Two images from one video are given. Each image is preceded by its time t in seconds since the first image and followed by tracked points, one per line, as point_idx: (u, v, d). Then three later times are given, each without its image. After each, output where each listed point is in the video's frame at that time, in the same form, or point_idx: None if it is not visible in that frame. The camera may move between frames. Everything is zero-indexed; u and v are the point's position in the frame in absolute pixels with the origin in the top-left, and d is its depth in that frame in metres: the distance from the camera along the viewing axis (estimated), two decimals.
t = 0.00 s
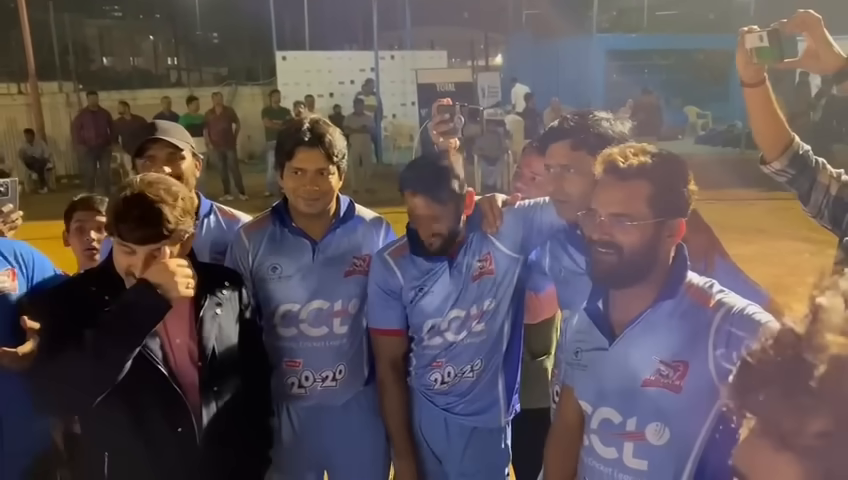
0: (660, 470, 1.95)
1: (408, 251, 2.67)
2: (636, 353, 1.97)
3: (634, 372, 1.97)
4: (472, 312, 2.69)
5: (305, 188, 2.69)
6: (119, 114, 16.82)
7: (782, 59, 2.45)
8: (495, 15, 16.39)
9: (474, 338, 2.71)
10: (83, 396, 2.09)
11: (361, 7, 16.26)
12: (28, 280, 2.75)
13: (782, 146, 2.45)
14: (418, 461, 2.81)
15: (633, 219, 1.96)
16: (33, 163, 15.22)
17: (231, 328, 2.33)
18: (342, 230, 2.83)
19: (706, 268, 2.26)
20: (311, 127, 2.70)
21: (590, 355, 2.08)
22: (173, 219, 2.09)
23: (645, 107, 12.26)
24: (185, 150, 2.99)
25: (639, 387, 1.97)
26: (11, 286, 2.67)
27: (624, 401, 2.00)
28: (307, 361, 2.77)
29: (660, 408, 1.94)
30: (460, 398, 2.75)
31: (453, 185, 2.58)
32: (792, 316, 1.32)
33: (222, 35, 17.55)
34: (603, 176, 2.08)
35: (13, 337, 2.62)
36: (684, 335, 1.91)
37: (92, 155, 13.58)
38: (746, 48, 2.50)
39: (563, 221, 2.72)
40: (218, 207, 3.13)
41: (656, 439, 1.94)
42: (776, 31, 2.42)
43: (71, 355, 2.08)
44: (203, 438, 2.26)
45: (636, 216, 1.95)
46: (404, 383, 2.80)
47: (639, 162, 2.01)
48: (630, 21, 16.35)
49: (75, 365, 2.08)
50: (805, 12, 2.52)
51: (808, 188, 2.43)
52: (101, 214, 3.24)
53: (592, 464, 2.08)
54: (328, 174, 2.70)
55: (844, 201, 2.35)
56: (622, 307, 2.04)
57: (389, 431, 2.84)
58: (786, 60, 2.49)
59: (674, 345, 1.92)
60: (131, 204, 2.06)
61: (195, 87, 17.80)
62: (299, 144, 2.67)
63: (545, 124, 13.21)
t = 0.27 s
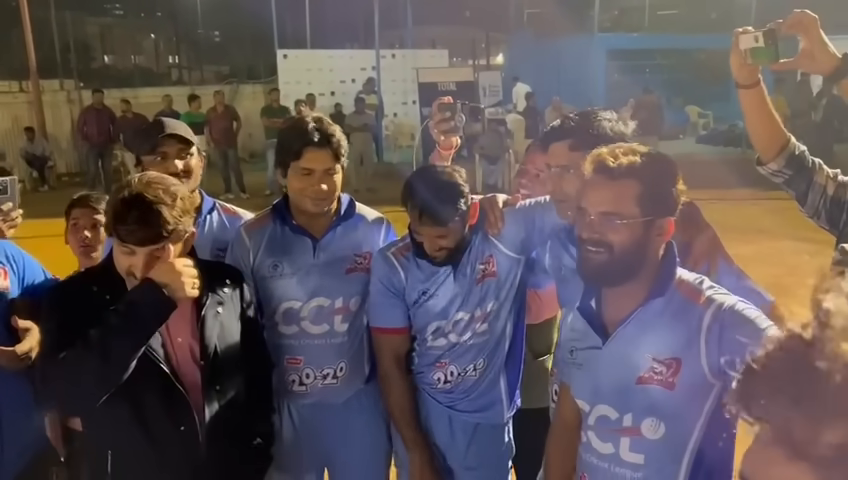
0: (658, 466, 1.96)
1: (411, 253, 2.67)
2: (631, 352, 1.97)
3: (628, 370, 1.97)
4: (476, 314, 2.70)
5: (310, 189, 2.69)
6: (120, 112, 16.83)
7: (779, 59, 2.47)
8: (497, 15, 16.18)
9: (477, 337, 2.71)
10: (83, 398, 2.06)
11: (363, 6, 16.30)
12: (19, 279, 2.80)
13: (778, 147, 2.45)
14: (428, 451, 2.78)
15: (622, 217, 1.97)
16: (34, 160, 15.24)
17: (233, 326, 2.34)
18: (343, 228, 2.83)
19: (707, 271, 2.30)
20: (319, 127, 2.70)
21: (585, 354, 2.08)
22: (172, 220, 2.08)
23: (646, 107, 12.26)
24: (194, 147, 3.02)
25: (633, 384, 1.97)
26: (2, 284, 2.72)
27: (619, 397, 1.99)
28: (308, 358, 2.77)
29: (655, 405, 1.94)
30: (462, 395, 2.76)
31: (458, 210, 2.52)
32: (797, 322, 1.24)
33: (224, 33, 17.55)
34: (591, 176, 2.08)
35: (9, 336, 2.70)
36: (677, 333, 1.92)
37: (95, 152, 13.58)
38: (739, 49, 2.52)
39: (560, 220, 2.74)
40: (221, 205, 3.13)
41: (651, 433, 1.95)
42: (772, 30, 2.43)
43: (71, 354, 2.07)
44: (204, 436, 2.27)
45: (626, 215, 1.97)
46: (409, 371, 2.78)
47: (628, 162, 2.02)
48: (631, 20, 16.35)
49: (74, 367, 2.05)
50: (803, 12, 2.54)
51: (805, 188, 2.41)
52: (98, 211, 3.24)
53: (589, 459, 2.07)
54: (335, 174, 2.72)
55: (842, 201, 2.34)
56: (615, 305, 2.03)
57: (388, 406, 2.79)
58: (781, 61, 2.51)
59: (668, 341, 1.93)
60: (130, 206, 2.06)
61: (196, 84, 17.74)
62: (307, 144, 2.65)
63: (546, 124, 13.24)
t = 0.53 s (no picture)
0: (662, 462, 1.97)
1: (414, 252, 2.67)
2: (630, 351, 1.96)
3: (628, 370, 1.96)
4: (478, 312, 2.71)
5: (316, 189, 2.68)
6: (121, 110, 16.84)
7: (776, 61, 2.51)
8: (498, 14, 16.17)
9: (481, 335, 2.72)
10: (84, 395, 2.06)
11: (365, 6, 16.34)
12: (19, 278, 2.80)
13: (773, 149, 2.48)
14: (423, 454, 2.81)
15: (608, 217, 1.98)
16: (35, 158, 15.25)
17: (235, 323, 2.35)
18: (342, 226, 2.84)
19: (704, 271, 2.32)
20: (329, 128, 2.69)
21: (580, 357, 2.06)
22: (177, 218, 2.10)
23: (648, 106, 12.25)
24: (200, 147, 3.04)
25: (632, 384, 1.96)
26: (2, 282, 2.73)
27: (619, 397, 1.98)
28: (309, 355, 2.78)
29: (657, 404, 1.94)
30: (466, 393, 2.76)
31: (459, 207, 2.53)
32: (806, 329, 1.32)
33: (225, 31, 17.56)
34: (577, 177, 2.10)
35: (12, 338, 2.73)
36: (673, 330, 1.93)
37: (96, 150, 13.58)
38: (735, 50, 2.55)
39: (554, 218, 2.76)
40: (223, 203, 3.15)
41: (654, 431, 1.95)
42: (771, 32, 2.47)
43: (75, 351, 2.07)
44: (205, 435, 2.27)
45: (611, 215, 1.98)
46: (408, 376, 2.79)
47: (610, 164, 2.04)
48: (633, 20, 16.34)
49: (78, 363, 2.05)
50: (802, 13, 2.56)
51: (801, 189, 2.44)
52: (94, 212, 3.25)
53: (596, 461, 2.06)
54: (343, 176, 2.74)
55: (838, 201, 2.38)
56: (608, 306, 2.04)
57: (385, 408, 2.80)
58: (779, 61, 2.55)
59: (666, 340, 1.93)
60: (132, 205, 2.06)
61: (197, 83, 17.76)
62: (323, 148, 2.64)
63: (548, 122, 13.24)
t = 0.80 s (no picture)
0: (674, 465, 1.96)
1: (413, 245, 2.70)
2: (647, 350, 1.96)
3: (645, 370, 1.96)
4: (477, 308, 2.71)
5: (321, 188, 2.68)
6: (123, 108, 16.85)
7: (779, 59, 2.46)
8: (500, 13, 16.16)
9: (481, 333, 2.73)
10: (83, 389, 2.06)
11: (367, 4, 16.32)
12: (23, 275, 2.88)
13: (771, 149, 2.56)
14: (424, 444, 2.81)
15: (638, 213, 1.97)
16: (37, 155, 15.28)
17: (235, 320, 2.34)
18: (342, 222, 2.84)
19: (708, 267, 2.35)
20: (332, 126, 2.69)
21: (600, 353, 2.06)
22: (177, 220, 2.08)
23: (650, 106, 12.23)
24: (198, 144, 3.02)
25: (648, 386, 1.96)
26: (6, 277, 2.81)
27: (635, 396, 1.98)
28: (311, 352, 2.78)
29: (669, 407, 1.93)
30: (466, 392, 2.77)
31: (458, 186, 2.58)
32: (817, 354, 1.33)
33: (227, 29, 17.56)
34: (608, 171, 2.10)
35: (15, 334, 2.78)
36: (695, 336, 1.91)
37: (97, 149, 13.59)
38: (734, 48, 2.53)
39: (569, 219, 2.71)
40: (225, 201, 3.17)
41: (667, 435, 1.95)
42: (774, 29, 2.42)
43: (77, 347, 2.07)
44: (205, 433, 2.28)
45: (641, 212, 1.96)
46: (408, 375, 2.80)
47: (641, 159, 2.04)
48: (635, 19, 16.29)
49: (78, 359, 2.06)
50: (805, 11, 2.56)
51: (799, 188, 2.55)
52: (89, 214, 3.23)
53: (609, 460, 2.07)
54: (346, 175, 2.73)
55: (835, 198, 2.50)
56: (631, 304, 2.03)
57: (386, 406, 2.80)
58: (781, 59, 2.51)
59: (683, 344, 1.92)
60: (132, 206, 2.05)
61: (199, 81, 17.75)
62: (332, 145, 2.65)
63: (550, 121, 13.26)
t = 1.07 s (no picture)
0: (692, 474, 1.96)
1: (414, 241, 2.71)
2: (672, 355, 1.98)
3: (668, 375, 1.98)
4: (476, 307, 2.71)
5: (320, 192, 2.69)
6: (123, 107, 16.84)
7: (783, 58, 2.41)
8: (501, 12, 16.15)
9: (481, 333, 2.73)
10: (84, 385, 2.06)
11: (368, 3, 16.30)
12: (27, 273, 2.87)
13: (769, 149, 2.66)
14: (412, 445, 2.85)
15: (681, 212, 1.91)
16: (37, 154, 15.28)
17: (235, 318, 2.33)
18: (342, 221, 2.83)
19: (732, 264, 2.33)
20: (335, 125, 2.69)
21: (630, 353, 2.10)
22: (181, 218, 2.08)
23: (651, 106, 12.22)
24: (193, 143, 3.01)
25: (672, 392, 1.98)
26: (10, 276, 2.81)
27: (657, 401, 2.01)
28: (311, 351, 2.78)
29: (686, 413, 1.95)
30: (466, 392, 2.76)
31: (461, 175, 2.57)
32: None
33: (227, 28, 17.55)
34: (653, 166, 2.06)
35: (16, 334, 2.80)
36: (723, 348, 1.88)
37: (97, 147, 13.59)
38: (733, 48, 2.52)
39: (571, 218, 2.65)
40: (221, 199, 3.19)
41: (685, 443, 1.95)
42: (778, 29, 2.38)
43: (76, 348, 2.05)
44: (205, 429, 2.28)
45: (683, 211, 1.91)
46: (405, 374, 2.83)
47: (682, 155, 1.99)
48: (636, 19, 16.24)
49: (79, 359, 2.04)
50: (811, 10, 2.54)
51: (796, 187, 2.66)
52: (89, 211, 3.22)
53: (626, 462, 2.11)
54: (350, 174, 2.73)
55: (831, 199, 2.59)
56: (665, 307, 2.03)
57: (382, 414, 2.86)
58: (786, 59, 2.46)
59: (708, 354, 1.91)
60: (134, 206, 2.04)
61: (200, 80, 17.71)
62: (338, 143, 2.64)
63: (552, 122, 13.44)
